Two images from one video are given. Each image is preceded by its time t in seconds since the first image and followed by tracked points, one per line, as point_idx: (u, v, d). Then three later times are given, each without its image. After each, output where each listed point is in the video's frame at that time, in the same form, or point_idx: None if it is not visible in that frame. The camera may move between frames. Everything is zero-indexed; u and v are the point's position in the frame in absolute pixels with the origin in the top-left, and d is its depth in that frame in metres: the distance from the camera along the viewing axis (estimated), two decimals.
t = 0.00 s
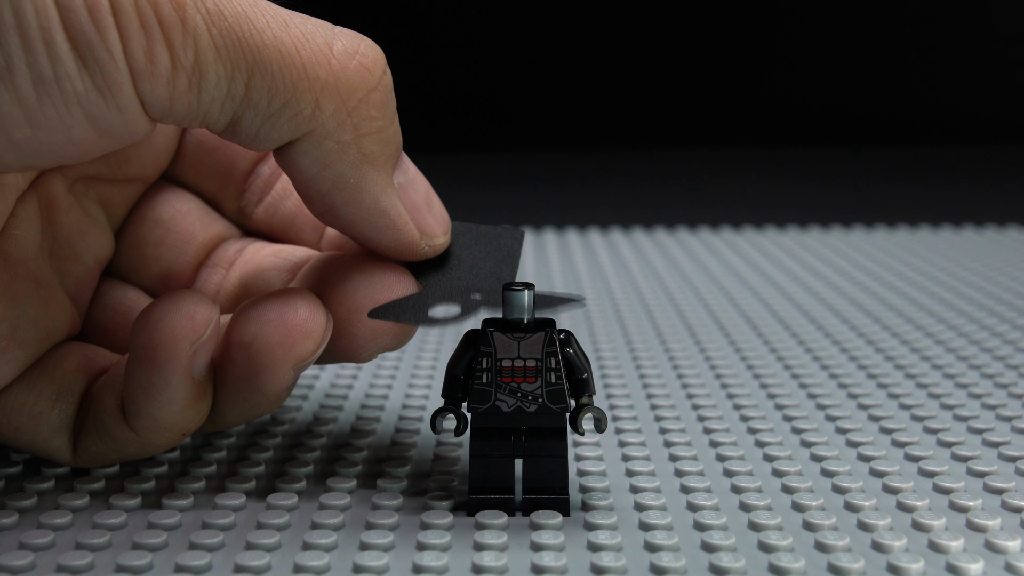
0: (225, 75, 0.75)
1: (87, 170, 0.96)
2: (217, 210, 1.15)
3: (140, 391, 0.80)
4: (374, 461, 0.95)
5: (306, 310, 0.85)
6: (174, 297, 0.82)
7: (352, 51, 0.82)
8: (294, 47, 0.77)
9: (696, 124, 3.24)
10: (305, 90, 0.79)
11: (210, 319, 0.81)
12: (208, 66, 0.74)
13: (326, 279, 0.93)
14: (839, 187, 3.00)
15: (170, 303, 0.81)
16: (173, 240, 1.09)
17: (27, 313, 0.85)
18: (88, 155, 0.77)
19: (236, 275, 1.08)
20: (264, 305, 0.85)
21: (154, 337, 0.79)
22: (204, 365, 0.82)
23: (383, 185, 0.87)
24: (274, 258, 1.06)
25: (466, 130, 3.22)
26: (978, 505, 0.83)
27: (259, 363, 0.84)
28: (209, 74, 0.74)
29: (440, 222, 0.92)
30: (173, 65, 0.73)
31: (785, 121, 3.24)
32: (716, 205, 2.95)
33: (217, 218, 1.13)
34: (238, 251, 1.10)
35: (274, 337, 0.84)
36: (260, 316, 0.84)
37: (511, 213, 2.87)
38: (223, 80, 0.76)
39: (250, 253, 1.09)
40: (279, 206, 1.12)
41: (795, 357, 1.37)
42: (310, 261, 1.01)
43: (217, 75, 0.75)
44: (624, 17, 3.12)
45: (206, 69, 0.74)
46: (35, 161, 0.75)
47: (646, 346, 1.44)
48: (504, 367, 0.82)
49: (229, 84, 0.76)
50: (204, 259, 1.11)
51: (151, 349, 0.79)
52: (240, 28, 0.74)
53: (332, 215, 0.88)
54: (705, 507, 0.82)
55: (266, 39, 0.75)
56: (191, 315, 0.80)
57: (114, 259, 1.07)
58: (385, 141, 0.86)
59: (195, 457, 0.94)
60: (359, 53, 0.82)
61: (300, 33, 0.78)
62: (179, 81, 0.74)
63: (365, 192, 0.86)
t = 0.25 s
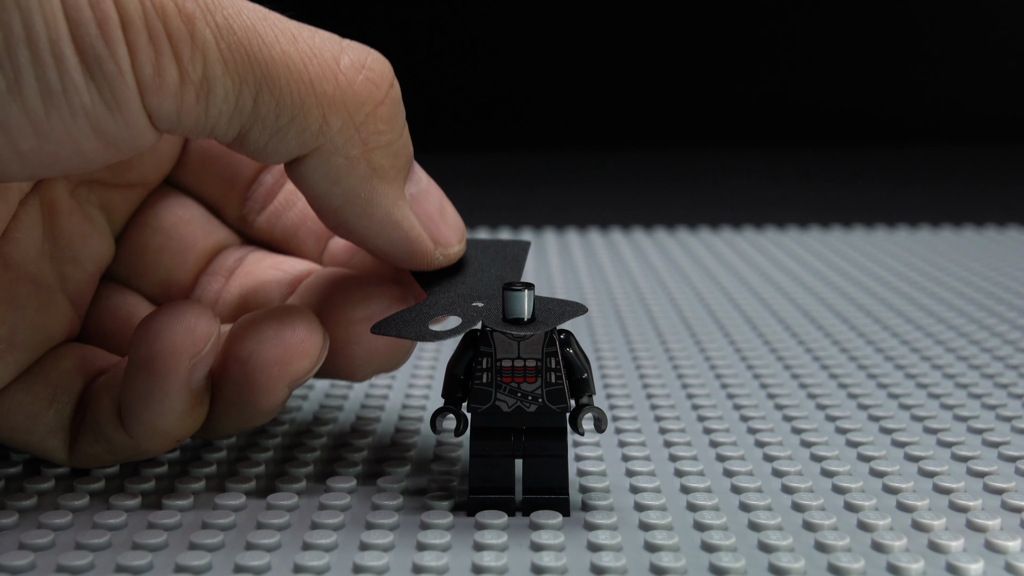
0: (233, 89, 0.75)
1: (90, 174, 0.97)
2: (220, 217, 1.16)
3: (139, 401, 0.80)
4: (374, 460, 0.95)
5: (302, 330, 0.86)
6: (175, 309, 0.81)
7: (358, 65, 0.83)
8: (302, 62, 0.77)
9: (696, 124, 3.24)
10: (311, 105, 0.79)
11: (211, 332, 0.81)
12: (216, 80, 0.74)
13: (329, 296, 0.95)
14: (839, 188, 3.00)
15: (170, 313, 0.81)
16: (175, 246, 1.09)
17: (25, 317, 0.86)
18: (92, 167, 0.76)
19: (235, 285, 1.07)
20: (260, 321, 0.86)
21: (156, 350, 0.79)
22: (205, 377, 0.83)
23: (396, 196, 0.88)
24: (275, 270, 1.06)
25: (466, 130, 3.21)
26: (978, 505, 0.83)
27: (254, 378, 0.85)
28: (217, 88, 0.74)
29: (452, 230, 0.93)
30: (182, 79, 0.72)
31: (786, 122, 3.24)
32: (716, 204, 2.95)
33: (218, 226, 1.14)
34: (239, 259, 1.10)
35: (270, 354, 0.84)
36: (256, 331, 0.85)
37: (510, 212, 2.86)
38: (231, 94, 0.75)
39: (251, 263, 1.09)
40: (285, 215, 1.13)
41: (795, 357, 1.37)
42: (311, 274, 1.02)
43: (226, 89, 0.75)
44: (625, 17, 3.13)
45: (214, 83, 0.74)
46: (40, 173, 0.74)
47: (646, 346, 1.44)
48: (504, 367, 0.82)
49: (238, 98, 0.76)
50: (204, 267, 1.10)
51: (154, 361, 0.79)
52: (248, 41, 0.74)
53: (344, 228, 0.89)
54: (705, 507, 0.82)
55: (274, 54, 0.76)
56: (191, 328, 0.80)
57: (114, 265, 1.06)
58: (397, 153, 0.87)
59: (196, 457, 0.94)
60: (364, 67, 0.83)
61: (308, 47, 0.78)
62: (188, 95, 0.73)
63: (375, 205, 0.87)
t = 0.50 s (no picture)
0: (232, 96, 0.75)
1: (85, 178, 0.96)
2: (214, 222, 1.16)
3: (138, 412, 0.80)
4: (375, 461, 0.95)
5: (301, 343, 0.86)
6: (178, 322, 0.81)
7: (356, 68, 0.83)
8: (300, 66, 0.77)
9: (696, 124, 3.24)
10: (311, 109, 0.79)
11: (216, 349, 0.80)
12: (215, 86, 0.74)
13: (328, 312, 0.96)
14: (839, 187, 2.99)
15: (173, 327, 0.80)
16: (169, 252, 1.09)
17: (20, 320, 0.86)
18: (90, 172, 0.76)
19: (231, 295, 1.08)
20: (259, 333, 0.86)
21: (158, 363, 0.78)
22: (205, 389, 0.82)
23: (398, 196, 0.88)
24: (273, 280, 1.07)
25: (466, 129, 3.21)
26: (978, 505, 0.83)
27: (251, 391, 0.85)
28: (216, 94, 0.74)
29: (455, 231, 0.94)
30: (181, 85, 0.72)
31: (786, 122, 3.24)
32: (716, 204, 2.95)
33: (213, 234, 1.14)
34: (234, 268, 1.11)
35: (268, 368, 0.85)
36: (255, 343, 0.85)
37: (510, 213, 2.86)
38: (230, 100, 0.75)
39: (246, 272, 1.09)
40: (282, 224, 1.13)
41: (795, 357, 1.37)
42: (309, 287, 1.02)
43: (225, 96, 0.75)
44: (624, 17, 3.13)
45: (213, 89, 0.74)
46: (36, 178, 0.74)
47: (646, 346, 1.44)
48: (504, 367, 0.82)
49: (237, 105, 0.76)
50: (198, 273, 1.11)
51: (156, 373, 0.78)
52: (247, 47, 0.74)
53: (348, 231, 0.89)
54: (705, 507, 0.82)
55: (273, 59, 0.75)
56: (196, 345, 0.79)
57: (107, 269, 1.06)
58: (398, 154, 0.87)
59: (196, 457, 0.94)
60: (362, 72, 0.83)
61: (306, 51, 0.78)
62: (187, 100, 0.73)
63: (378, 206, 0.87)
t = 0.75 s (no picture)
0: (206, 90, 0.75)
1: (61, 176, 0.93)
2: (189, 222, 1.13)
3: (115, 416, 0.80)
4: (374, 461, 0.95)
5: (285, 353, 0.86)
6: (162, 330, 0.81)
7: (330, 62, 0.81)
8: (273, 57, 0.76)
9: (697, 124, 3.24)
10: (285, 104, 0.78)
11: (201, 362, 0.80)
12: (188, 81, 0.73)
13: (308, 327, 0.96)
14: (839, 187, 2.99)
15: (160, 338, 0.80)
16: (146, 252, 1.06)
17: None
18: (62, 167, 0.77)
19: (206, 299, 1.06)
20: (242, 344, 0.86)
21: (141, 372, 0.79)
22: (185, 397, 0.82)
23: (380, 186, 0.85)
24: (250, 287, 1.05)
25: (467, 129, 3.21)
26: (978, 505, 0.83)
27: (233, 399, 0.85)
28: (190, 88, 0.74)
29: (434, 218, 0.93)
30: (154, 79, 0.72)
31: (788, 121, 3.24)
32: (716, 205, 2.95)
33: (188, 234, 1.11)
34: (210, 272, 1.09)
35: (249, 378, 0.85)
36: (238, 352, 0.85)
37: (510, 214, 2.85)
38: (204, 94, 0.75)
39: (222, 276, 1.08)
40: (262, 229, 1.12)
41: (795, 357, 1.37)
42: (291, 295, 1.02)
43: (199, 89, 0.74)
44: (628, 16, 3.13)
45: (187, 82, 0.73)
46: (8, 173, 0.74)
47: (646, 346, 1.44)
48: (504, 367, 0.82)
49: (212, 99, 0.75)
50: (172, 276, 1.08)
51: (137, 381, 0.79)
52: (222, 41, 0.74)
53: (327, 225, 0.86)
54: (705, 507, 0.82)
55: (247, 54, 0.75)
56: (181, 356, 0.79)
57: (80, 268, 1.03)
58: (377, 143, 0.84)
59: (196, 457, 0.94)
60: (337, 65, 0.82)
61: (280, 44, 0.77)
62: (161, 95, 0.73)
63: (359, 198, 0.84)
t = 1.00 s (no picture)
0: (123, 104, 0.75)
1: None
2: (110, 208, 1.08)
3: (27, 421, 0.82)
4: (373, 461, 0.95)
5: (191, 365, 0.87)
6: (72, 338, 0.82)
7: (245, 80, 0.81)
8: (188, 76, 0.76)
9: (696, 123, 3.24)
10: (201, 120, 0.78)
11: (108, 377, 0.82)
12: (104, 95, 0.74)
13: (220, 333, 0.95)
14: (839, 187, 2.99)
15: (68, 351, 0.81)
16: (63, 243, 1.02)
17: None
18: None
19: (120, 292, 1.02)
20: (149, 353, 0.87)
21: (50, 380, 0.80)
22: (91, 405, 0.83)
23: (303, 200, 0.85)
24: (164, 285, 1.02)
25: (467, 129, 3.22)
26: (978, 505, 0.83)
27: (138, 407, 0.87)
28: (105, 103, 0.75)
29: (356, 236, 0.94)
30: (71, 93, 0.73)
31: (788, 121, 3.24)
32: (715, 204, 2.95)
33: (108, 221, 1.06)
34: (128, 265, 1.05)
35: (155, 387, 0.86)
36: (142, 360, 0.87)
37: (510, 213, 2.85)
38: (121, 108, 0.75)
39: (140, 270, 1.04)
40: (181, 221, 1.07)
41: (795, 357, 1.37)
42: (202, 296, 1.01)
43: (115, 103, 0.75)
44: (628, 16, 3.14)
45: (104, 97, 0.74)
46: None
47: (646, 346, 1.44)
48: (505, 367, 0.82)
49: (128, 113, 0.76)
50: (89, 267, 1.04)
51: (49, 389, 0.80)
52: (141, 58, 0.75)
53: (240, 233, 0.85)
54: (705, 507, 0.82)
55: (163, 70, 0.75)
56: (91, 370, 0.81)
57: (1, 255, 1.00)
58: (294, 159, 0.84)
59: (196, 457, 0.94)
60: (254, 80, 0.82)
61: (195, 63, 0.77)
62: (79, 108, 0.74)
63: (269, 210, 0.83)
